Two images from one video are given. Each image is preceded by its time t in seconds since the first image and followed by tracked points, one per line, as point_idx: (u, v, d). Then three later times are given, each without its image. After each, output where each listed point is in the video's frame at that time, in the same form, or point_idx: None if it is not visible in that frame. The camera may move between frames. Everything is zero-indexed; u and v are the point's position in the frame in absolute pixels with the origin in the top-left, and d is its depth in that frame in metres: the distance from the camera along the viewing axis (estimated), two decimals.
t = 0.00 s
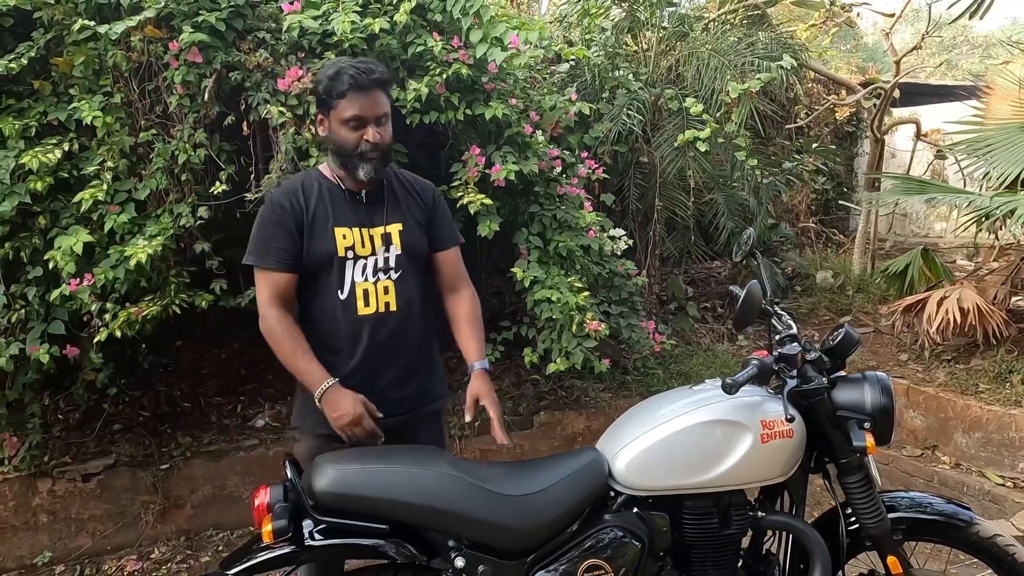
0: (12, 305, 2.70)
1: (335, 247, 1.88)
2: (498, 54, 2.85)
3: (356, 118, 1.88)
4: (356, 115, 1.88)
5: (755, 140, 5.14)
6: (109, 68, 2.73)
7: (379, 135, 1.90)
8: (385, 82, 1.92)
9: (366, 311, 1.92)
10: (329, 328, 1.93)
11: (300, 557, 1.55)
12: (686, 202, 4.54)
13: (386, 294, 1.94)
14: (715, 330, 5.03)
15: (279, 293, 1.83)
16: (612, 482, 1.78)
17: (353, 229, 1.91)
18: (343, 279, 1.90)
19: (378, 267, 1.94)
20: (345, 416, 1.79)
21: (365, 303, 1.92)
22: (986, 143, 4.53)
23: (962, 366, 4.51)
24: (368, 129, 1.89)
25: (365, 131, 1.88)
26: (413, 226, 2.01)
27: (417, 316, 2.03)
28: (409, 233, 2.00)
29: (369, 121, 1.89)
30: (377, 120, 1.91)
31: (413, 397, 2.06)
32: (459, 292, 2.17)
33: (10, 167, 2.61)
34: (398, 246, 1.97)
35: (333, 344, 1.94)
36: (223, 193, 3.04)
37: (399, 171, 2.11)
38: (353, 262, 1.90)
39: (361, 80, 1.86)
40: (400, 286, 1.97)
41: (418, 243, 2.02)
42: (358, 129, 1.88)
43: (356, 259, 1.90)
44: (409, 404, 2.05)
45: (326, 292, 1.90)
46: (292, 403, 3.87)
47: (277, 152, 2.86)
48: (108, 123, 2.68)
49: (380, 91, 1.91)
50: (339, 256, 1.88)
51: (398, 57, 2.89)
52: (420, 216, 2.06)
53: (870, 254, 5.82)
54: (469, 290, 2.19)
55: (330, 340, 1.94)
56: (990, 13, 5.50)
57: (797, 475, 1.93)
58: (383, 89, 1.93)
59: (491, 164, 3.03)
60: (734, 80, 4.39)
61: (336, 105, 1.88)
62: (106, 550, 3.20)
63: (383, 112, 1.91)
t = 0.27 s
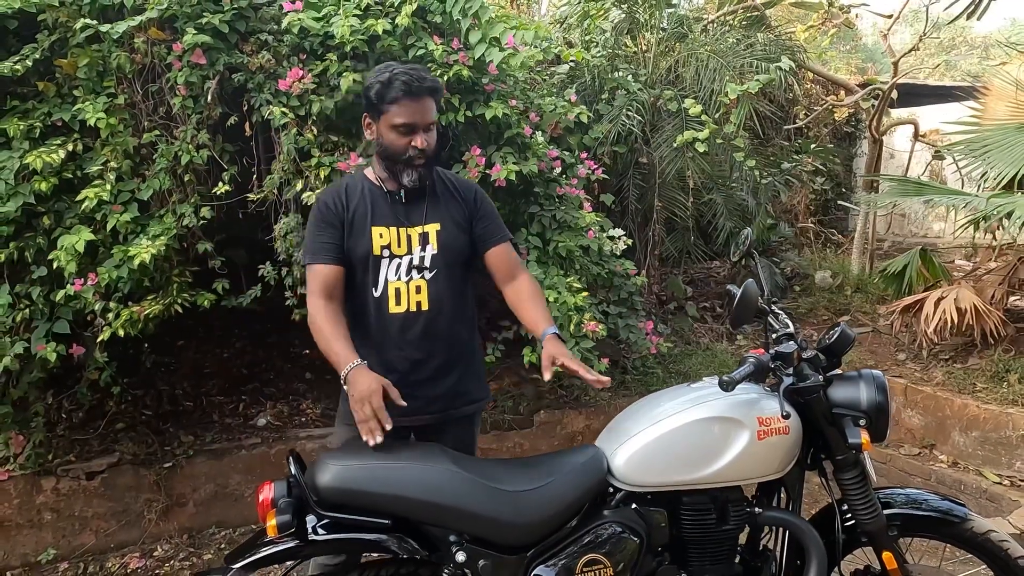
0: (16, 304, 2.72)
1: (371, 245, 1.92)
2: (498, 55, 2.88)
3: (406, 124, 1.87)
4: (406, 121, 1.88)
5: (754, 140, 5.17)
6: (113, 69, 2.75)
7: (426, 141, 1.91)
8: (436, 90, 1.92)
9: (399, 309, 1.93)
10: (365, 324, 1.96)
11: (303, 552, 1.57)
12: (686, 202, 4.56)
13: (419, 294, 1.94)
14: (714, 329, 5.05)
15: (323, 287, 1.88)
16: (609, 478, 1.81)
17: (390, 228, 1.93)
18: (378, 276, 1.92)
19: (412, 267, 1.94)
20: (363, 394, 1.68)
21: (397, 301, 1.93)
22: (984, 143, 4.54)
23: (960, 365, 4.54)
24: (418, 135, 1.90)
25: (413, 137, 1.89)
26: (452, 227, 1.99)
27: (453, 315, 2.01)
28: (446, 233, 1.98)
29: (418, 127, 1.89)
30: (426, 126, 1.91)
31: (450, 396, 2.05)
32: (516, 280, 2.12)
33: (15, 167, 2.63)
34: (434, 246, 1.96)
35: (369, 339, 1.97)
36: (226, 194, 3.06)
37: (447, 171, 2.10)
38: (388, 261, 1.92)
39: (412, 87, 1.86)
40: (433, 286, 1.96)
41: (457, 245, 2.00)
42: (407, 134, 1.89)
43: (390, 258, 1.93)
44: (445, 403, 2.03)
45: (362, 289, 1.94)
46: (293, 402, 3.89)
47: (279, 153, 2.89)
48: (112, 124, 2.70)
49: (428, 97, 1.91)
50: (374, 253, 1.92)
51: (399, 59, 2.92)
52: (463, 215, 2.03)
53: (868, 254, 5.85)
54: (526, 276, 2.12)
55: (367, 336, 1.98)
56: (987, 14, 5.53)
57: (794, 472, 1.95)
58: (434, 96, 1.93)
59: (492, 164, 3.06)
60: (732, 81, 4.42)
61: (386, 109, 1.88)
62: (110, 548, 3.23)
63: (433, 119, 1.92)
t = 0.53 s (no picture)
0: (23, 304, 2.76)
1: (395, 244, 1.97)
2: (497, 57, 2.93)
3: (424, 114, 1.93)
4: (425, 111, 1.94)
5: (752, 140, 5.20)
6: (118, 72, 2.79)
7: (444, 131, 1.94)
8: (455, 83, 1.97)
9: (421, 308, 1.96)
10: (389, 321, 2.00)
11: (308, 545, 1.61)
12: (684, 202, 4.60)
13: (441, 293, 1.97)
14: (712, 328, 5.09)
15: (335, 282, 1.93)
16: (608, 473, 1.84)
17: (415, 227, 1.98)
18: (402, 275, 1.96)
19: (436, 267, 1.97)
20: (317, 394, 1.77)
21: (420, 299, 1.96)
22: (979, 145, 4.58)
23: (956, 364, 4.58)
24: (435, 125, 1.94)
25: (431, 126, 1.93)
26: (477, 228, 2.01)
27: (477, 316, 2.02)
28: (472, 234, 2.00)
29: (437, 117, 1.94)
30: (445, 119, 1.95)
31: (472, 397, 2.05)
32: (559, 278, 2.14)
33: (22, 169, 2.67)
34: (459, 246, 1.99)
35: (393, 336, 2.01)
36: (229, 194, 3.10)
37: (478, 174, 2.13)
38: (412, 259, 1.96)
39: (433, 78, 1.92)
40: (457, 286, 1.98)
41: (482, 246, 2.01)
42: (426, 125, 1.94)
43: (415, 256, 1.96)
44: (467, 404, 2.04)
45: (386, 287, 1.98)
46: (295, 401, 3.93)
47: (282, 154, 2.93)
48: (117, 126, 2.74)
49: (449, 91, 1.96)
50: (398, 252, 1.96)
51: (400, 61, 2.96)
52: (491, 216, 2.04)
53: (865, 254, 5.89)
54: (569, 273, 2.14)
55: (390, 334, 2.01)
56: (983, 15, 5.57)
57: (789, 467, 1.99)
58: (455, 90, 1.98)
59: (491, 165, 3.10)
60: (730, 82, 4.46)
61: (408, 101, 1.95)
62: (114, 544, 3.26)
63: (451, 111, 1.96)
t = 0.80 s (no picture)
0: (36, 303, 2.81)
1: (421, 244, 2.01)
2: (501, 61, 3.00)
3: (444, 113, 1.97)
4: (446, 110, 1.97)
5: (751, 141, 5.26)
6: (129, 75, 2.84)
7: (464, 129, 1.97)
8: (475, 82, 2.00)
9: (446, 307, 2.01)
10: (413, 320, 2.05)
11: (322, 536, 1.67)
12: (684, 202, 4.64)
13: (466, 293, 2.02)
14: (712, 327, 5.14)
15: (361, 284, 1.99)
16: (613, 467, 1.89)
17: (440, 228, 2.02)
18: (427, 274, 2.01)
19: (460, 267, 2.02)
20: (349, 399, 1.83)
21: (445, 299, 2.01)
22: (975, 146, 4.64)
23: (952, 362, 4.64)
24: (455, 124, 1.97)
25: (451, 125, 1.97)
26: (500, 230, 2.07)
27: (499, 316, 2.08)
28: (495, 236, 2.06)
29: (457, 116, 1.97)
30: (465, 118, 1.98)
31: (492, 394, 2.11)
32: (571, 284, 2.24)
33: (35, 170, 2.72)
34: (482, 247, 2.04)
35: (417, 335, 2.06)
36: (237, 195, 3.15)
37: (499, 176, 2.18)
38: (437, 259, 2.01)
39: (453, 78, 1.95)
40: (480, 286, 2.04)
41: (505, 247, 2.07)
42: (446, 124, 1.97)
43: (440, 257, 2.01)
44: (487, 400, 2.10)
45: (411, 286, 2.03)
46: (301, 398, 3.98)
47: (290, 156, 2.98)
48: (128, 128, 2.79)
49: (469, 90, 1.99)
50: (424, 252, 2.01)
51: (406, 65, 3.01)
52: (513, 219, 2.10)
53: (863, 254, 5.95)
54: (580, 279, 2.24)
55: (414, 332, 2.06)
56: (980, 17, 5.63)
57: (787, 462, 2.05)
58: (475, 90, 2.01)
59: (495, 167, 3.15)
60: (729, 84, 4.51)
61: (429, 102, 1.99)
62: (124, 540, 3.32)
63: (471, 109, 1.99)
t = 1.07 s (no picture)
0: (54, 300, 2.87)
1: (442, 245, 2.07)
2: (511, 62, 3.05)
3: (466, 118, 2.02)
4: (468, 116, 2.02)
5: (753, 140, 5.32)
6: (145, 77, 2.90)
7: (487, 134, 2.03)
8: (492, 86, 2.05)
9: (466, 305, 2.08)
10: (434, 318, 2.11)
11: (344, 524, 1.73)
12: (687, 202, 4.70)
13: (485, 291, 2.09)
14: (714, 325, 5.20)
15: (385, 282, 2.04)
16: (622, 460, 1.95)
17: (460, 229, 2.08)
18: (447, 274, 2.07)
19: (479, 266, 2.09)
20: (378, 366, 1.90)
21: (465, 298, 2.08)
22: (974, 146, 4.70)
23: (951, 359, 4.71)
24: (477, 128, 2.02)
25: (474, 130, 2.02)
26: (518, 231, 2.14)
27: (516, 314, 2.15)
28: (513, 236, 2.13)
29: (479, 122, 2.02)
30: (485, 121, 2.03)
31: (510, 390, 2.18)
32: (587, 279, 2.30)
33: (54, 170, 2.78)
34: (501, 247, 2.11)
35: (438, 333, 2.12)
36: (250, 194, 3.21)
37: (513, 178, 2.25)
38: (458, 259, 2.07)
39: (472, 84, 2.00)
40: (499, 285, 2.11)
41: (522, 248, 2.14)
42: (469, 130, 2.02)
43: (460, 257, 2.07)
44: (505, 396, 2.17)
45: (432, 285, 2.09)
46: (310, 394, 4.05)
47: (303, 156, 3.04)
48: (145, 129, 2.84)
49: (488, 94, 2.05)
50: (445, 252, 2.07)
51: (416, 66, 3.07)
52: (529, 220, 2.18)
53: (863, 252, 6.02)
54: (596, 274, 2.30)
55: (435, 330, 2.12)
56: (979, 19, 5.69)
57: (790, 454, 2.12)
58: (492, 93, 2.07)
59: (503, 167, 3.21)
60: (732, 84, 4.57)
61: (449, 108, 2.04)
62: (138, 532, 3.38)
63: (490, 112, 2.04)
